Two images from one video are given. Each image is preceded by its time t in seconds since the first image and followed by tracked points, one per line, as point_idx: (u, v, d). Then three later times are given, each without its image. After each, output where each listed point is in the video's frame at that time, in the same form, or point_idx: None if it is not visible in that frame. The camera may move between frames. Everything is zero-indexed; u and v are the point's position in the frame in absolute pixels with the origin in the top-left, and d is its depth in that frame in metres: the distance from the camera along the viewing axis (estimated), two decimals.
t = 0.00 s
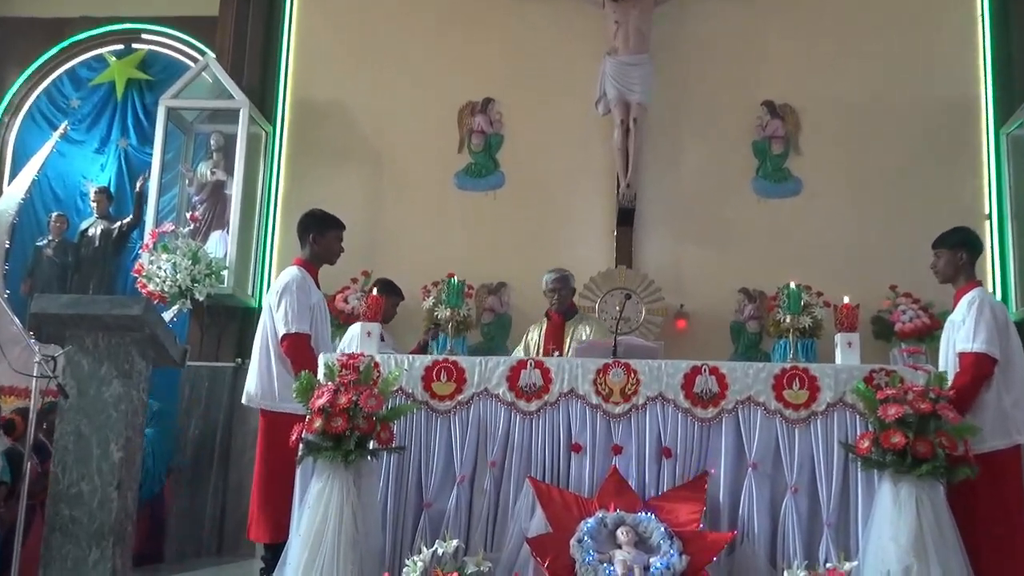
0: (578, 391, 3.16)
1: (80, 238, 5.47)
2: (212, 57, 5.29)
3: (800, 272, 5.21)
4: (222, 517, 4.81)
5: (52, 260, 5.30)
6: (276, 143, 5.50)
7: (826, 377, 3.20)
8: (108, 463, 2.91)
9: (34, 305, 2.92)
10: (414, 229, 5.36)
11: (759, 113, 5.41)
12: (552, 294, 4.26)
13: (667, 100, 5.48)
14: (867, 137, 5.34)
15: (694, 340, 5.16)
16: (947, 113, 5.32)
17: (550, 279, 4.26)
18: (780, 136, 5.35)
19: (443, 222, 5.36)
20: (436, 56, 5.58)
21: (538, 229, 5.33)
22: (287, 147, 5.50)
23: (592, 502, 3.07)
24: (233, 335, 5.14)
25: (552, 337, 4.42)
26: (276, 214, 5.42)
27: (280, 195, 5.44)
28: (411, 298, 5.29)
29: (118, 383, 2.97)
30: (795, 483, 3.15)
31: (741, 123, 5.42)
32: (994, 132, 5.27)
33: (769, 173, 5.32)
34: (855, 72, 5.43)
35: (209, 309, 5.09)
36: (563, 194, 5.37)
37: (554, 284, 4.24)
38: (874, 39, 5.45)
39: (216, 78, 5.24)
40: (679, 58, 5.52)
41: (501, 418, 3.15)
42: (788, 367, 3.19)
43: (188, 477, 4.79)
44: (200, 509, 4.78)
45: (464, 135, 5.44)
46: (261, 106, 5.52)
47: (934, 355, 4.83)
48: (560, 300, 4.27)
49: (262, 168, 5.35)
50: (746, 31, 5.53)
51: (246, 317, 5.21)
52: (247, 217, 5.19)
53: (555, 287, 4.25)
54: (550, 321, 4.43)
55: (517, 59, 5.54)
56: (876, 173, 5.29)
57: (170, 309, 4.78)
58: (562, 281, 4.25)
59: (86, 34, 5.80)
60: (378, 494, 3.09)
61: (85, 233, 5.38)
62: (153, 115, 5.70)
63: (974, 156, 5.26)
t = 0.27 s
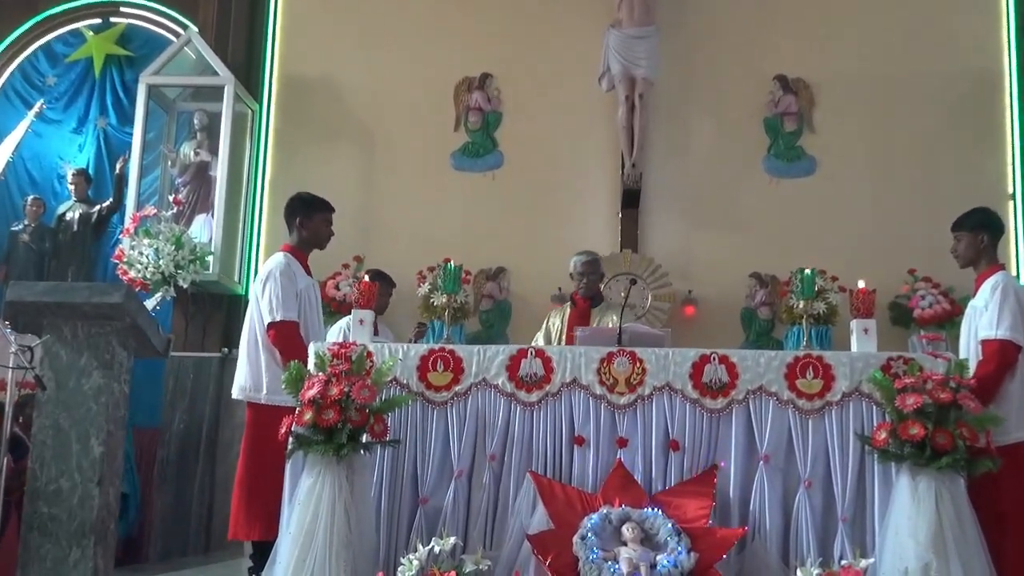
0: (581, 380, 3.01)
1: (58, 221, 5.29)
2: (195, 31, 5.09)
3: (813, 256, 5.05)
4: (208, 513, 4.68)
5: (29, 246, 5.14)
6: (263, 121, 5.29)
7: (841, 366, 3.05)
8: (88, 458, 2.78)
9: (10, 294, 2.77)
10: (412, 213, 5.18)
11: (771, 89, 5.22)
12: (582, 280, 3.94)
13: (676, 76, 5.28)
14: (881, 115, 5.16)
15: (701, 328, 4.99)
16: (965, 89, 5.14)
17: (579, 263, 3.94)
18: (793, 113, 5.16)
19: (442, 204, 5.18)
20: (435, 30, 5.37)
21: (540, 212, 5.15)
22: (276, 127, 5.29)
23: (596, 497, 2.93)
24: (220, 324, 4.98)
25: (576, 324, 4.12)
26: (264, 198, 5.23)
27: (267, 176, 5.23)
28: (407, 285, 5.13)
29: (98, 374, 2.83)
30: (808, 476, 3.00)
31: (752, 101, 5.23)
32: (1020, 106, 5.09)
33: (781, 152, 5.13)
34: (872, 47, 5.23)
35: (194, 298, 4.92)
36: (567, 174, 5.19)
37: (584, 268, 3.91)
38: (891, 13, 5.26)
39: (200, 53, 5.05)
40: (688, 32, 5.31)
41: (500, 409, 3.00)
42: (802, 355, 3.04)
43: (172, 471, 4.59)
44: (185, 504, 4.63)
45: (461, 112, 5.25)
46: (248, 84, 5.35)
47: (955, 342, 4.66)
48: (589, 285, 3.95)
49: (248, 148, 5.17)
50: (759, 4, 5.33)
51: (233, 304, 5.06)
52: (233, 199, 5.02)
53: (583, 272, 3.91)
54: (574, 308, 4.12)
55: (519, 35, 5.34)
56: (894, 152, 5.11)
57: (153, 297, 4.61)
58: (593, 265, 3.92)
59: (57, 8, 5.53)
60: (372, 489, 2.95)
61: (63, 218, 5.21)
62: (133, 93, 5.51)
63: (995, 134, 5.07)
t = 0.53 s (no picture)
0: (583, 370, 2.86)
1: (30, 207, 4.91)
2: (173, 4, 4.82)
3: (826, 238, 4.87)
4: (192, 513, 4.38)
5: None
6: (247, 100, 5.09)
7: (856, 353, 2.90)
8: (65, 455, 2.64)
9: None
10: (408, 197, 4.99)
11: (782, 63, 5.03)
12: (605, 263, 3.57)
13: (682, 52, 5.09)
14: (895, 91, 4.97)
15: (712, 314, 4.80)
16: (984, 63, 4.94)
17: (603, 244, 3.57)
18: (806, 87, 4.97)
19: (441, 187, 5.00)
20: (432, 6, 5.18)
21: (541, 195, 4.97)
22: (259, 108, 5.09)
23: (599, 492, 2.79)
24: (202, 314, 4.75)
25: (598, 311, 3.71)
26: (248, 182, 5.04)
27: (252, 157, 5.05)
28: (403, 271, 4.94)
29: (75, 367, 2.69)
30: (823, 469, 2.86)
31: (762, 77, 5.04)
32: None
33: (793, 129, 4.95)
34: (885, 21, 5.04)
35: (175, 287, 4.68)
36: (570, 154, 5.01)
37: (608, 250, 3.55)
38: None
39: (178, 28, 4.79)
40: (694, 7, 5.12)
41: (498, 400, 2.86)
42: (815, 342, 2.90)
43: (149, 468, 4.24)
44: (169, 503, 4.31)
45: (456, 90, 5.06)
46: (230, 60, 5.10)
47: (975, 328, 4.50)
48: (612, 269, 3.58)
49: (232, 128, 4.94)
50: None
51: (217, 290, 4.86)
52: (216, 182, 4.81)
53: (606, 255, 3.55)
54: (595, 293, 3.71)
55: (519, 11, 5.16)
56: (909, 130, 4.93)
57: (133, 287, 4.40)
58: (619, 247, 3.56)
59: None
60: (364, 485, 2.81)
61: (37, 202, 4.84)
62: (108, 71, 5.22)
63: (1016, 110, 4.87)
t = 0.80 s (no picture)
0: (581, 356, 2.74)
1: None
2: None
3: (834, 217, 4.73)
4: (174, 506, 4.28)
5: None
6: (228, 78, 4.96)
7: (867, 338, 2.77)
8: (40, 448, 2.52)
9: None
10: (402, 177, 4.85)
11: (790, 33, 4.88)
12: (608, 241, 3.43)
13: (685, 26, 4.94)
14: (905, 65, 4.82)
15: (716, 297, 4.68)
16: (999, 34, 4.79)
17: (607, 221, 3.42)
18: (814, 60, 4.83)
19: (438, 167, 4.85)
20: None
21: (537, 173, 4.83)
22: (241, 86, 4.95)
23: (599, 484, 2.67)
24: (183, 299, 4.55)
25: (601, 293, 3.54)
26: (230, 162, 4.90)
27: (234, 137, 4.91)
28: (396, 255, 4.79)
29: (49, 356, 2.56)
30: (832, 459, 2.74)
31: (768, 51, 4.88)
32: None
33: (801, 103, 4.81)
34: None
35: (154, 272, 4.52)
36: (570, 131, 4.87)
37: (610, 227, 3.40)
38: None
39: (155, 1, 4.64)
40: None
41: (493, 388, 2.73)
42: (824, 326, 2.77)
43: (129, 456, 4.18)
44: (149, 500, 4.22)
45: (447, 64, 4.92)
46: (211, 35, 4.94)
47: (991, 311, 4.34)
48: (616, 248, 3.43)
49: (213, 106, 4.78)
50: None
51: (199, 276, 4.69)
52: (196, 162, 4.66)
53: (611, 233, 3.40)
54: (600, 275, 3.53)
55: None
56: (920, 105, 4.78)
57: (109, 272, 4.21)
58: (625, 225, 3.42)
59: None
60: (353, 478, 2.69)
61: (7, 183, 4.53)
62: (84, 48, 4.75)
63: None
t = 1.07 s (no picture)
0: (578, 335, 2.62)
1: None
2: None
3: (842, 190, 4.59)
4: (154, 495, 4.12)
5: None
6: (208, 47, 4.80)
7: (878, 316, 2.65)
8: (13, 433, 2.40)
9: None
10: (397, 151, 4.72)
11: None
12: (597, 211, 3.29)
13: None
14: (916, 35, 4.68)
15: (721, 274, 4.53)
16: (1013, 1, 4.65)
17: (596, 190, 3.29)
18: (823, 27, 4.68)
19: (434, 141, 4.71)
20: None
21: (534, 146, 4.69)
22: (220, 56, 4.81)
23: (598, 469, 2.56)
24: (162, 281, 4.43)
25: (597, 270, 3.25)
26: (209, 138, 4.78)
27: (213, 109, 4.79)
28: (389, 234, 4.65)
29: (21, 336, 2.44)
30: (841, 441, 2.63)
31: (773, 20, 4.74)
32: None
33: (809, 72, 4.67)
34: None
35: (132, 251, 4.40)
36: (570, 104, 4.73)
37: (599, 197, 3.28)
38: None
39: None
40: None
41: (487, 369, 2.62)
42: (832, 303, 2.65)
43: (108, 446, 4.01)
44: (128, 491, 4.04)
45: (438, 32, 4.78)
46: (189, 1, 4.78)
47: (1008, 287, 4.21)
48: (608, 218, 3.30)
49: (191, 77, 4.67)
50: None
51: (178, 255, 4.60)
52: (174, 136, 4.54)
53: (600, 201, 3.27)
54: (594, 246, 3.29)
55: None
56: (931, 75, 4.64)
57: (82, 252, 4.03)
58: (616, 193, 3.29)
59: None
60: (341, 464, 2.58)
61: None
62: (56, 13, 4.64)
63: None
